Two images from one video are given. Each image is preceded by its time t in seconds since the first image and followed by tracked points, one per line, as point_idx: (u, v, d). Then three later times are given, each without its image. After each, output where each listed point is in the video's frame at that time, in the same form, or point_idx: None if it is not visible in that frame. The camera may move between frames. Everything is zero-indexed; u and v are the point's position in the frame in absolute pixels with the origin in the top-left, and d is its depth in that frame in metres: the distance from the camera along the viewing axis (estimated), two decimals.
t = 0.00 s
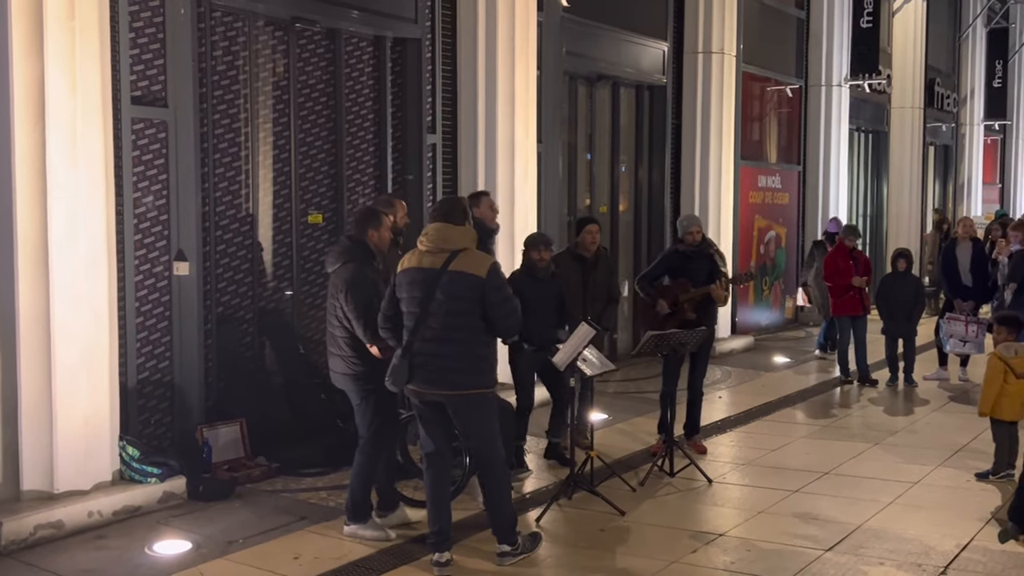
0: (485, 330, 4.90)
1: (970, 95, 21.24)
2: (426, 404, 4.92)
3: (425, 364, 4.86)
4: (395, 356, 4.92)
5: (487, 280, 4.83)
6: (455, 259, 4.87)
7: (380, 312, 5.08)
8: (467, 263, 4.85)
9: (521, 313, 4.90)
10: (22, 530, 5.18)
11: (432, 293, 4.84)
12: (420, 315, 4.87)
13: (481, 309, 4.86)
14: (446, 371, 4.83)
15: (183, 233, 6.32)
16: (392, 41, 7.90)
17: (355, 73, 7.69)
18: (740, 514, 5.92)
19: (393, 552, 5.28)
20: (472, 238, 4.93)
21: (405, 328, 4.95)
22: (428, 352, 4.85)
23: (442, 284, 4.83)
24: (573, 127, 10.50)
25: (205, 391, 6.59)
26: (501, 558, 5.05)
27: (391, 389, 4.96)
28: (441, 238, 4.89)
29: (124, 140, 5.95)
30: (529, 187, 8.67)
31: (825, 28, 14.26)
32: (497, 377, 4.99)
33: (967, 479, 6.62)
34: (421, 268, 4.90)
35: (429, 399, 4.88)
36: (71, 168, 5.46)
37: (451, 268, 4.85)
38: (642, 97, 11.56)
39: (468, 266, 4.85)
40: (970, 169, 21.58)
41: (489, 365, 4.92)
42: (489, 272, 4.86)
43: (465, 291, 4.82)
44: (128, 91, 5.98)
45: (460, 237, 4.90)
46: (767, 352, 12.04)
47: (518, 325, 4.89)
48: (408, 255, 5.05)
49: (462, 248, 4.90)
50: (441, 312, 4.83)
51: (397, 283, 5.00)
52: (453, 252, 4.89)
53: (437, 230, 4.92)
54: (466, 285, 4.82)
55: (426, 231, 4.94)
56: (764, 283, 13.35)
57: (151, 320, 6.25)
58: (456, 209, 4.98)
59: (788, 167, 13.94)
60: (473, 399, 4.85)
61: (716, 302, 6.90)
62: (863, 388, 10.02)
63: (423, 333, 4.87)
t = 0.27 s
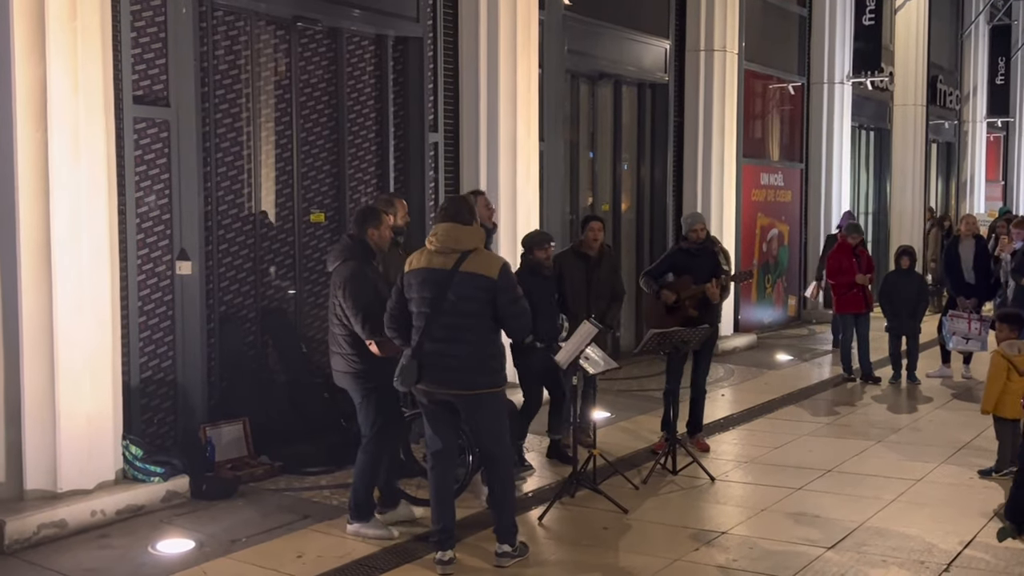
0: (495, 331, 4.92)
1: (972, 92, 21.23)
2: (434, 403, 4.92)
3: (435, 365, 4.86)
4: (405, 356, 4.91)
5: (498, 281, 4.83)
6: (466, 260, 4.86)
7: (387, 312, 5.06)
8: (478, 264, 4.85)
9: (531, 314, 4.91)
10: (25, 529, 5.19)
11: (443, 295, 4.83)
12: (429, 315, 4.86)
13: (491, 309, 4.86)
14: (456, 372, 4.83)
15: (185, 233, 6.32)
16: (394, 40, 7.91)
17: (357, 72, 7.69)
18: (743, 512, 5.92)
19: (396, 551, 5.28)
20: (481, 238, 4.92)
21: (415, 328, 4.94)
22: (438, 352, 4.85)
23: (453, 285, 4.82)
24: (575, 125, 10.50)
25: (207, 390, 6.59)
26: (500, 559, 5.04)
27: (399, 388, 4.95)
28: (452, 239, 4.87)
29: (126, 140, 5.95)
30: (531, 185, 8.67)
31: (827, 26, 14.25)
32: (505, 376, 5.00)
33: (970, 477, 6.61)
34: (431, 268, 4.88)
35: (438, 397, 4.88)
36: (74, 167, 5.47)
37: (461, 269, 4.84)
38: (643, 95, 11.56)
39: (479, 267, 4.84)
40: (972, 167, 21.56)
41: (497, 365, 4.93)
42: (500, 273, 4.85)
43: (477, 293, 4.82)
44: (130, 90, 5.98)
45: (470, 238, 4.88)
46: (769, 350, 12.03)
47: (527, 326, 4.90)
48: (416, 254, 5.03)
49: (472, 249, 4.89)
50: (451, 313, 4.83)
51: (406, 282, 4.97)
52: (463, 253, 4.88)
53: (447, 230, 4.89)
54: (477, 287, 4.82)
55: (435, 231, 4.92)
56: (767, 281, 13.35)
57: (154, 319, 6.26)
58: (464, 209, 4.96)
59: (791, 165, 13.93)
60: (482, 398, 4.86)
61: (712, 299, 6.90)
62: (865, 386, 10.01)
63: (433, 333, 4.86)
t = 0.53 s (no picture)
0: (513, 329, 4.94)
1: (974, 90, 21.21)
2: (452, 401, 4.90)
3: (453, 364, 4.85)
4: (424, 355, 4.89)
5: (519, 280, 4.84)
6: (486, 258, 4.85)
7: (403, 310, 5.04)
8: (499, 263, 4.85)
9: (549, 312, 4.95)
10: (29, 528, 5.19)
11: (463, 294, 4.82)
12: (449, 314, 4.84)
13: (511, 308, 4.88)
14: (476, 370, 4.84)
15: (189, 232, 6.33)
16: (395, 38, 7.91)
17: (359, 71, 7.70)
18: (746, 510, 5.92)
19: (400, 549, 5.28)
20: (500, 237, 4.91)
21: (433, 327, 4.93)
22: (457, 350, 4.85)
23: (474, 284, 4.82)
24: (578, 124, 10.50)
25: (210, 390, 6.59)
26: (503, 558, 5.03)
27: (417, 386, 4.93)
28: (472, 239, 4.86)
29: (128, 139, 5.95)
30: (533, 183, 8.67)
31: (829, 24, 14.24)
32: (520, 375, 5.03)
33: (973, 474, 6.61)
34: (450, 267, 4.87)
35: (455, 395, 4.87)
36: (77, 166, 5.47)
37: (482, 268, 4.83)
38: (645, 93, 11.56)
39: (500, 266, 4.85)
40: (974, 164, 21.55)
41: (513, 363, 4.95)
42: (521, 272, 4.87)
43: (498, 292, 4.83)
44: (133, 90, 5.98)
45: (491, 237, 4.87)
46: (772, 347, 12.03)
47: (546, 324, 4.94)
48: (432, 251, 5.00)
49: (492, 248, 4.89)
50: (472, 312, 4.83)
51: (424, 280, 4.96)
52: (483, 252, 4.87)
53: (467, 229, 4.87)
54: (498, 285, 4.82)
55: (454, 230, 4.90)
56: (769, 278, 13.34)
57: (157, 318, 6.27)
58: (482, 207, 4.95)
59: (794, 162, 13.92)
60: (498, 396, 4.90)
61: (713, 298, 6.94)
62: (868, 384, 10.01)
63: (452, 332, 4.85)
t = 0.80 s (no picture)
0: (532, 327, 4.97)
1: (976, 88, 21.20)
2: (471, 395, 4.88)
3: (472, 360, 4.85)
4: (443, 350, 4.85)
5: (540, 277, 4.89)
6: (507, 255, 4.88)
7: (421, 307, 5.03)
8: (519, 260, 4.88)
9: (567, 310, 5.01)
10: (32, 526, 5.20)
11: (485, 291, 4.84)
12: (471, 311, 4.85)
13: (530, 305, 4.92)
14: (496, 366, 4.85)
15: (192, 231, 6.33)
16: (397, 37, 7.92)
17: (362, 69, 7.70)
18: (748, 508, 5.92)
19: (402, 546, 5.29)
20: (519, 234, 4.95)
21: (452, 323, 4.94)
22: (479, 347, 4.85)
23: (496, 281, 4.84)
24: (579, 122, 10.50)
25: (212, 388, 6.59)
26: (506, 555, 5.03)
27: (435, 382, 4.90)
28: (493, 236, 4.88)
29: (130, 137, 5.95)
30: (535, 181, 8.67)
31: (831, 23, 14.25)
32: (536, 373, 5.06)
33: (975, 472, 6.60)
34: (471, 264, 4.88)
35: (475, 392, 4.87)
36: (79, 164, 5.48)
37: (503, 265, 4.85)
38: (647, 92, 11.56)
39: (522, 263, 4.88)
40: (976, 163, 21.54)
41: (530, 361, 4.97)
42: (540, 269, 4.92)
43: (519, 288, 4.86)
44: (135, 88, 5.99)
45: (511, 235, 4.90)
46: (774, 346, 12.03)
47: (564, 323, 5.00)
48: (450, 248, 5.00)
49: (511, 245, 4.91)
50: (493, 309, 4.84)
51: (443, 277, 4.96)
52: (503, 249, 4.89)
53: (487, 226, 4.89)
54: (519, 282, 4.86)
55: (474, 226, 4.92)
56: (771, 277, 13.35)
57: (159, 316, 6.28)
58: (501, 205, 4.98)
59: (795, 161, 13.92)
60: (517, 394, 4.92)
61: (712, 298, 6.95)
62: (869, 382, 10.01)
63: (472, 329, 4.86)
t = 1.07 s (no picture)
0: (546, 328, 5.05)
1: (977, 88, 21.18)
2: (489, 397, 4.92)
3: (491, 362, 4.89)
4: (462, 352, 4.88)
5: (557, 278, 4.99)
6: (526, 256, 4.93)
7: (436, 307, 5.01)
8: (538, 261, 4.96)
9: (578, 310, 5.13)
10: (32, 525, 5.20)
11: (506, 292, 4.89)
12: (490, 311, 4.90)
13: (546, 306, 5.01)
14: (516, 367, 4.90)
15: (193, 231, 6.33)
16: (398, 36, 7.93)
17: (362, 69, 7.70)
18: (748, 508, 5.92)
19: (403, 546, 5.29)
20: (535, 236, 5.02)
21: (470, 324, 4.96)
22: (499, 348, 4.89)
23: (516, 282, 4.89)
24: (580, 121, 10.50)
25: (213, 388, 6.58)
26: (505, 555, 5.03)
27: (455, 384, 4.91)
28: (512, 236, 4.93)
29: (131, 137, 5.95)
30: (536, 181, 8.67)
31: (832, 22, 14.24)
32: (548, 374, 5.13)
33: (975, 472, 6.60)
34: (490, 265, 4.91)
35: (494, 394, 4.91)
36: (79, 164, 5.48)
37: (523, 267, 4.91)
38: (648, 91, 11.55)
39: (541, 264, 4.96)
40: (977, 162, 21.52)
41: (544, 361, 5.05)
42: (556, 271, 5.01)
43: (538, 290, 4.94)
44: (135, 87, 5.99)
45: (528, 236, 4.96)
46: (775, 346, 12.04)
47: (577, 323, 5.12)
48: (466, 248, 5.01)
49: (529, 247, 4.97)
50: (513, 311, 4.90)
51: (461, 279, 4.97)
52: (522, 251, 4.94)
53: (506, 227, 4.94)
54: (538, 284, 4.94)
55: (492, 227, 4.96)
56: (772, 276, 13.35)
57: (160, 315, 6.28)
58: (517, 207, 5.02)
59: (796, 160, 13.91)
60: (532, 394, 4.99)
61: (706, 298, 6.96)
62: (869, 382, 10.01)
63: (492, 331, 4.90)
